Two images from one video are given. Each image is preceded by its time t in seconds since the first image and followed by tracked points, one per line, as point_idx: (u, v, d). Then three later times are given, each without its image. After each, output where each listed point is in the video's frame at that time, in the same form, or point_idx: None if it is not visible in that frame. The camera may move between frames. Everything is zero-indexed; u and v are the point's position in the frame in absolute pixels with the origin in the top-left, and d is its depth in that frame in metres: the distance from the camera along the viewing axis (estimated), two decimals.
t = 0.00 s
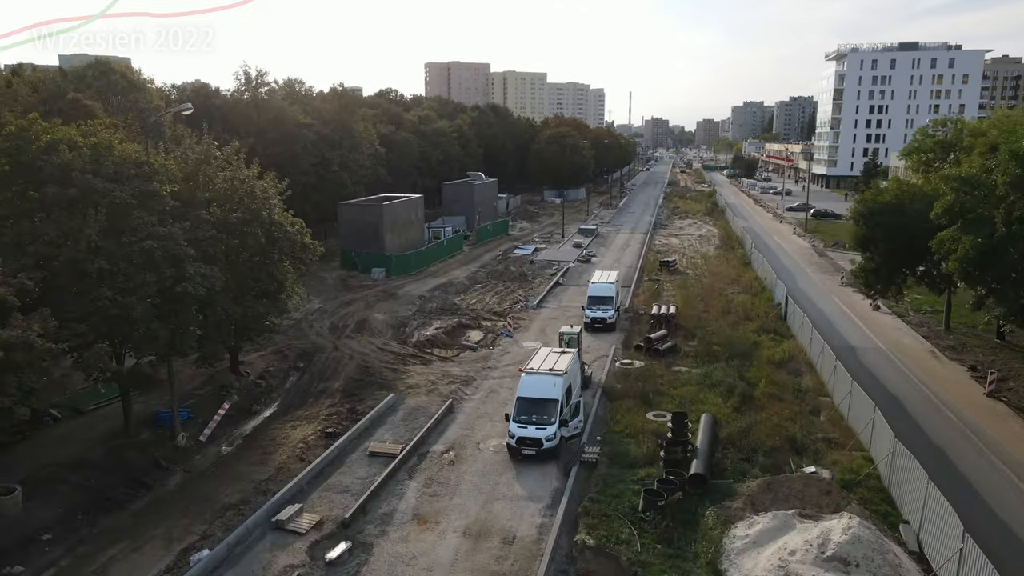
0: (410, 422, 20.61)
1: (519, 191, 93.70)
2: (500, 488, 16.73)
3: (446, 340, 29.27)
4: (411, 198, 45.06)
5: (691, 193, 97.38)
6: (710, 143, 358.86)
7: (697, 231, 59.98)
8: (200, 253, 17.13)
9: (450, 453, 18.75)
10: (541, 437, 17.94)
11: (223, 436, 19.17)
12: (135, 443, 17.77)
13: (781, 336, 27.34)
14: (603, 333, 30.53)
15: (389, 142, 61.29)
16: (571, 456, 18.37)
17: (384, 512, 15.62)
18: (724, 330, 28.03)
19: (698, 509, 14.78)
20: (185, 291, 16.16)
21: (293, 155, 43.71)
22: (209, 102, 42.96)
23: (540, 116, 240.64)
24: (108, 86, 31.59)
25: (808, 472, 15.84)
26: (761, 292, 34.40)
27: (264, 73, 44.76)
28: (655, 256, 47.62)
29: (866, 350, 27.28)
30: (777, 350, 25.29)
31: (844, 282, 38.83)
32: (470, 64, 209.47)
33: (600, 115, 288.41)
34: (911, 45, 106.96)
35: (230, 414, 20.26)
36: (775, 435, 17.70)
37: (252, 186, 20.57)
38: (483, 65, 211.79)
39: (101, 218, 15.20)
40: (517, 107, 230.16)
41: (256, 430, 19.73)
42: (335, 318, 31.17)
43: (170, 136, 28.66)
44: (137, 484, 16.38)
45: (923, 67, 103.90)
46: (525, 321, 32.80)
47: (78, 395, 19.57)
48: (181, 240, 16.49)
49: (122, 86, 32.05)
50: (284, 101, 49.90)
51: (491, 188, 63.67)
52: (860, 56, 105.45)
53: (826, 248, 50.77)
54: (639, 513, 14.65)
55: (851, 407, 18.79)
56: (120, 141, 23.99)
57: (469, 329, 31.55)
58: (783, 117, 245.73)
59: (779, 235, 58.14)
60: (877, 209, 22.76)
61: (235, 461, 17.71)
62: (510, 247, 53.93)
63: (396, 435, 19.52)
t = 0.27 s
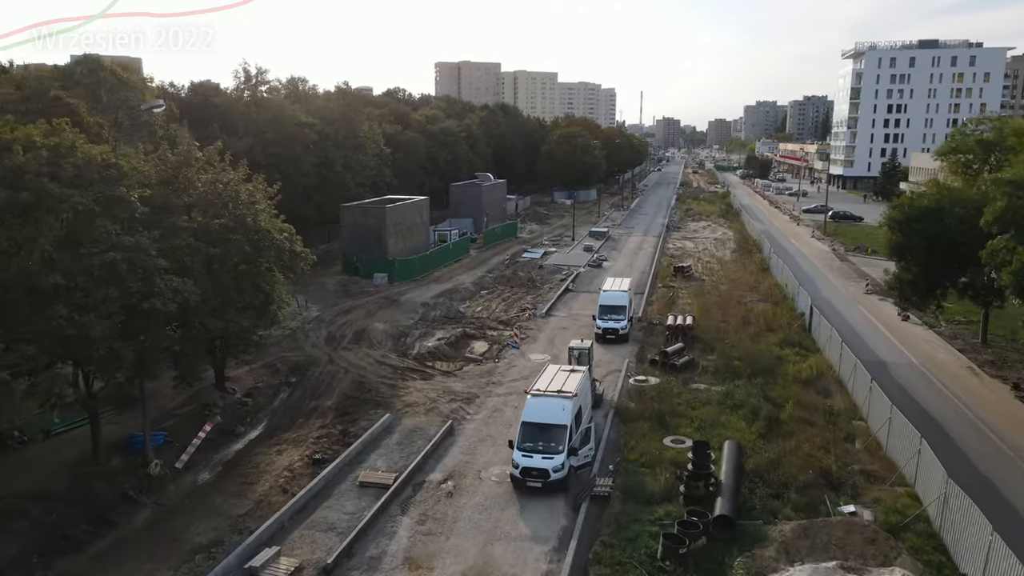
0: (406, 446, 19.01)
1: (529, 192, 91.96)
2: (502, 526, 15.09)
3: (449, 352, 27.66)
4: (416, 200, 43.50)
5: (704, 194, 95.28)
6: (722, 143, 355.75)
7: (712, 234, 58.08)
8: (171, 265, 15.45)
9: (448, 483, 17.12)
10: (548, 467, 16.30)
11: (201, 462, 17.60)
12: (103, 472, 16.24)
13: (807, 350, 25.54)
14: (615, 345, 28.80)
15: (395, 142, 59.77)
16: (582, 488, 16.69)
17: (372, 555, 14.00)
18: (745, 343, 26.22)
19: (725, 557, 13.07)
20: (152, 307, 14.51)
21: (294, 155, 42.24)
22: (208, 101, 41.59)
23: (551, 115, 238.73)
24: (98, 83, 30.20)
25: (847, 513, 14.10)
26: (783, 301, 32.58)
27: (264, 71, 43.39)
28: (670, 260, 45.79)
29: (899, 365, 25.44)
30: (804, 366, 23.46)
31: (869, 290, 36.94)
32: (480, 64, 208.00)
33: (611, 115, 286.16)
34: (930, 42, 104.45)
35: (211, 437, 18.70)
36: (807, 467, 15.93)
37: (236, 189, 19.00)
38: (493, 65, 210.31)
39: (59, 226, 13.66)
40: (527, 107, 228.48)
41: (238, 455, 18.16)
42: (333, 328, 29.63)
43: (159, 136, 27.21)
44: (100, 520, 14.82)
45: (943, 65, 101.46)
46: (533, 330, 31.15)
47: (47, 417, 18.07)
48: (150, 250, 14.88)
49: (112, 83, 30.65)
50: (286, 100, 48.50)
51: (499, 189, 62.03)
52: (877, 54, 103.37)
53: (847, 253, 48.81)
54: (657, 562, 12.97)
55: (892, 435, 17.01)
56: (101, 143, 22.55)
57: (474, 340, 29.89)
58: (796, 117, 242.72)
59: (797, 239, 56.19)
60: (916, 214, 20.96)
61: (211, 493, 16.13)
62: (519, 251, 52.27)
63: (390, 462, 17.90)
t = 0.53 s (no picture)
0: (389, 474, 17.39)
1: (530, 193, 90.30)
2: (490, 573, 13.45)
3: (441, 365, 26.03)
4: (411, 202, 41.89)
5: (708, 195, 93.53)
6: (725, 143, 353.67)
7: (718, 237, 56.36)
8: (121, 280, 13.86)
9: (433, 519, 15.49)
10: (542, 504, 14.66)
11: (161, 494, 15.98)
12: (48, 509, 14.62)
13: (823, 365, 23.86)
14: (618, 357, 27.10)
15: (391, 142, 58.15)
16: (580, 526, 15.05)
17: None
18: (756, 358, 24.51)
19: None
20: (96, 328, 12.91)
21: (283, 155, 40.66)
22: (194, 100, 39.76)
23: (553, 115, 236.92)
24: (72, 80, 28.67)
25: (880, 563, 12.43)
26: (795, 310, 30.89)
27: (253, 68, 41.62)
28: (674, 265, 44.10)
29: (921, 381, 23.75)
30: (820, 383, 21.76)
31: (884, 297, 35.24)
32: (482, 63, 206.39)
33: (614, 115, 284.33)
34: (939, 40, 102.60)
35: (175, 465, 17.08)
36: (832, 506, 14.27)
37: (204, 193, 17.41)
38: (495, 64, 208.69)
39: None
40: (529, 107, 226.85)
41: (203, 486, 16.54)
42: (319, 339, 28.01)
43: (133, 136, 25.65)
44: (38, 566, 13.21)
45: (952, 64, 99.69)
46: (530, 341, 29.50)
47: None
48: (96, 263, 13.26)
49: (87, 80, 28.91)
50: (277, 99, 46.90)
51: (499, 190, 60.37)
52: (885, 52, 101.33)
53: (858, 257, 47.08)
54: None
55: (924, 467, 15.34)
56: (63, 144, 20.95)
57: (468, 351, 28.24)
58: (800, 116, 240.69)
59: (805, 241, 54.41)
60: (946, 221, 19.28)
61: (168, 532, 14.51)
62: (518, 254, 50.60)
63: (369, 494, 16.27)
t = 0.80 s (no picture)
0: (363, 508, 15.76)
1: (529, 194, 88.62)
2: None
3: (427, 380, 24.39)
4: (402, 204, 40.25)
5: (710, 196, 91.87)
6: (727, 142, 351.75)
7: (721, 240, 54.67)
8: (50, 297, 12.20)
9: (407, 563, 13.84)
10: (528, 549, 13.05)
11: (105, 533, 14.33)
12: None
13: (837, 381, 22.19)
14: (616, 370, 25.43)
15: (385, 142, 56.49)
16: (572, 573, 13.41)
17: None
18: (764, 373, 22.85)
19: None
20: (15, 351, 11.18)
21: (269, 156, 39.01)
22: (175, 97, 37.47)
23: (553, 114, 235.17)
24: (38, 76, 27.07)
25: None
26: (804, 319, 29.21)
27: (237, 64, 39.60)
28: (676, 269, 42.42)
29: (942, 399, 22.04)
30: (835, 402, 20.11)
31: (896, 305, 33.56)
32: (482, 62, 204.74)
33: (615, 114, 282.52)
34: (945, 38, 100.81)
35: (124, 499, 15.44)
36: (856, 553, 12.62)
37: (160, 196, 15.79)
38: (496, 63, 207.02)
39: None
40: (530, 106, 225.17)
41: (154, 522, 14.89)
42: (299, 350, 26.39)
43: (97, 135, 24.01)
44: None
45: (958, 62, 97.81)
46: (524, 352, 27.87)
47: None
48: (20, 276, 11.56)
49: (54, 73, 26.48)
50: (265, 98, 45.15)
51: (496, 191, 58.72)
52: (889, 50, 100.15)
53: (866, 261, 45.36)
54: None
55: (958, 505, 13.68)
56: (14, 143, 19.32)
57: (457, 364, 26.61)
58: (803, 116, 238.76)
59: (811, 244, 52.68)
60: (975, 228, 17.64)
61: None
62: (514, 257, 48.95)
63: (338, 533, 14.63)
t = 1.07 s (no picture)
0: (324, 548, 14.10)
1: (525, 194, 86.87)
2: None
3: (408, 395, 22.77)
4: (390, 207, 38.64)
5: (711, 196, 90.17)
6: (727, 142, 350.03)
7: (722, 242, 53.00)
8: None
9: None
10: None
11: None
12: None
13: (848, 399, 20.56)
14: (610, 385, 23.78)
15: (375, 141, 54.79)
16: None
17: None
18: (769, 389, 21.20)
19: None
20: None
21: (250, 156, 37.34)
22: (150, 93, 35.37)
23: (553, 113, 233.40)
24: None
25: None
26: (810, 329, 27.57)
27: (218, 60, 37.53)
28: (675, 273, 40.75)
29: (961, 418, 20.39)
30: (846, 424, 18.47)
31: (906, 313, 31.91)
32: (482, 60, 202.90)
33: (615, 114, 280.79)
34: (949, 36, 99.12)
35: (56, 539, 13.78)
36: None
37: (97, 199, 14.17)
38: (495, 62, 205.19)
39: None
40: (529, 105, 223.45)
41: (86, 567, 13.23)
42: (273, 363, 24.76)
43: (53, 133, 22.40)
44: None
45: (963, 59, 96.08)
46: (513, 364, 26.24)
47: None
48: None
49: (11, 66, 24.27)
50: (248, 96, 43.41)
51: (491, 191, 57.10)
52: (892, 47, 98.51)
53: (873, 265, 43.68)
54: None
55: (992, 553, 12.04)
56: None
57: (441, 377, 24.98)
58: (804, 115, 237.03)
59: (815, 247, 51.00)
60: (1004, 236, 16.02)
61: None
62: (508, 260, 47.29)
63: None
